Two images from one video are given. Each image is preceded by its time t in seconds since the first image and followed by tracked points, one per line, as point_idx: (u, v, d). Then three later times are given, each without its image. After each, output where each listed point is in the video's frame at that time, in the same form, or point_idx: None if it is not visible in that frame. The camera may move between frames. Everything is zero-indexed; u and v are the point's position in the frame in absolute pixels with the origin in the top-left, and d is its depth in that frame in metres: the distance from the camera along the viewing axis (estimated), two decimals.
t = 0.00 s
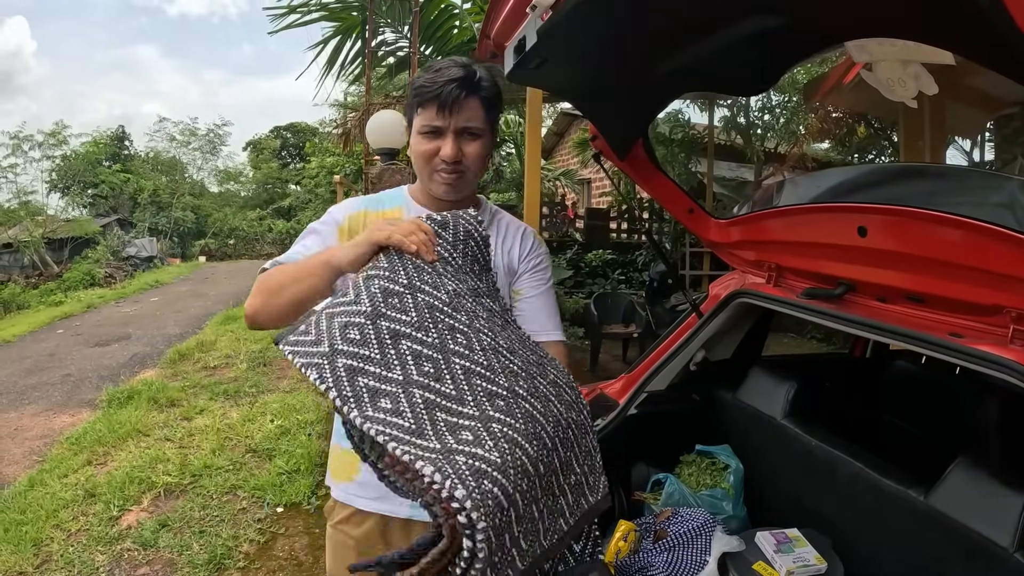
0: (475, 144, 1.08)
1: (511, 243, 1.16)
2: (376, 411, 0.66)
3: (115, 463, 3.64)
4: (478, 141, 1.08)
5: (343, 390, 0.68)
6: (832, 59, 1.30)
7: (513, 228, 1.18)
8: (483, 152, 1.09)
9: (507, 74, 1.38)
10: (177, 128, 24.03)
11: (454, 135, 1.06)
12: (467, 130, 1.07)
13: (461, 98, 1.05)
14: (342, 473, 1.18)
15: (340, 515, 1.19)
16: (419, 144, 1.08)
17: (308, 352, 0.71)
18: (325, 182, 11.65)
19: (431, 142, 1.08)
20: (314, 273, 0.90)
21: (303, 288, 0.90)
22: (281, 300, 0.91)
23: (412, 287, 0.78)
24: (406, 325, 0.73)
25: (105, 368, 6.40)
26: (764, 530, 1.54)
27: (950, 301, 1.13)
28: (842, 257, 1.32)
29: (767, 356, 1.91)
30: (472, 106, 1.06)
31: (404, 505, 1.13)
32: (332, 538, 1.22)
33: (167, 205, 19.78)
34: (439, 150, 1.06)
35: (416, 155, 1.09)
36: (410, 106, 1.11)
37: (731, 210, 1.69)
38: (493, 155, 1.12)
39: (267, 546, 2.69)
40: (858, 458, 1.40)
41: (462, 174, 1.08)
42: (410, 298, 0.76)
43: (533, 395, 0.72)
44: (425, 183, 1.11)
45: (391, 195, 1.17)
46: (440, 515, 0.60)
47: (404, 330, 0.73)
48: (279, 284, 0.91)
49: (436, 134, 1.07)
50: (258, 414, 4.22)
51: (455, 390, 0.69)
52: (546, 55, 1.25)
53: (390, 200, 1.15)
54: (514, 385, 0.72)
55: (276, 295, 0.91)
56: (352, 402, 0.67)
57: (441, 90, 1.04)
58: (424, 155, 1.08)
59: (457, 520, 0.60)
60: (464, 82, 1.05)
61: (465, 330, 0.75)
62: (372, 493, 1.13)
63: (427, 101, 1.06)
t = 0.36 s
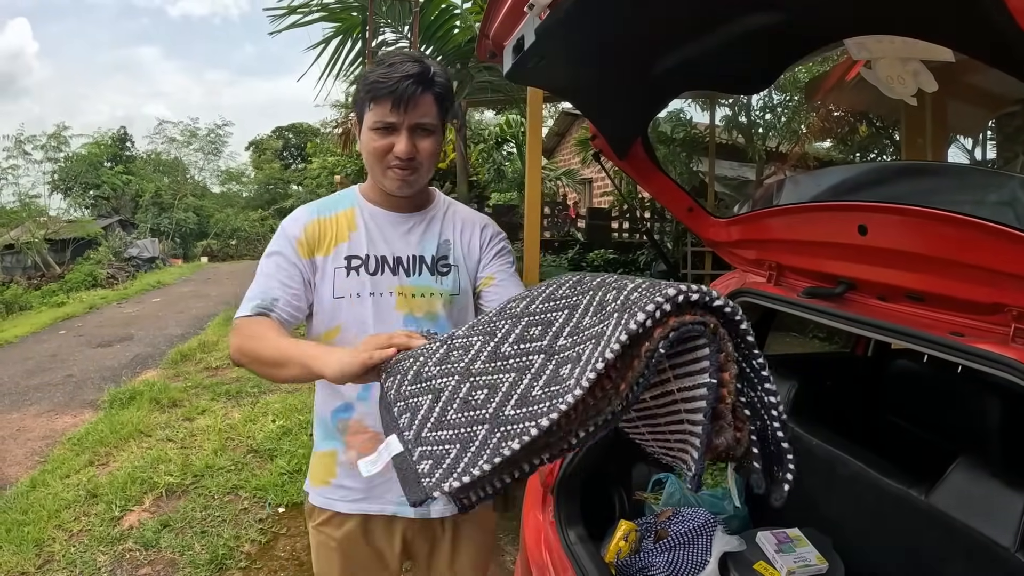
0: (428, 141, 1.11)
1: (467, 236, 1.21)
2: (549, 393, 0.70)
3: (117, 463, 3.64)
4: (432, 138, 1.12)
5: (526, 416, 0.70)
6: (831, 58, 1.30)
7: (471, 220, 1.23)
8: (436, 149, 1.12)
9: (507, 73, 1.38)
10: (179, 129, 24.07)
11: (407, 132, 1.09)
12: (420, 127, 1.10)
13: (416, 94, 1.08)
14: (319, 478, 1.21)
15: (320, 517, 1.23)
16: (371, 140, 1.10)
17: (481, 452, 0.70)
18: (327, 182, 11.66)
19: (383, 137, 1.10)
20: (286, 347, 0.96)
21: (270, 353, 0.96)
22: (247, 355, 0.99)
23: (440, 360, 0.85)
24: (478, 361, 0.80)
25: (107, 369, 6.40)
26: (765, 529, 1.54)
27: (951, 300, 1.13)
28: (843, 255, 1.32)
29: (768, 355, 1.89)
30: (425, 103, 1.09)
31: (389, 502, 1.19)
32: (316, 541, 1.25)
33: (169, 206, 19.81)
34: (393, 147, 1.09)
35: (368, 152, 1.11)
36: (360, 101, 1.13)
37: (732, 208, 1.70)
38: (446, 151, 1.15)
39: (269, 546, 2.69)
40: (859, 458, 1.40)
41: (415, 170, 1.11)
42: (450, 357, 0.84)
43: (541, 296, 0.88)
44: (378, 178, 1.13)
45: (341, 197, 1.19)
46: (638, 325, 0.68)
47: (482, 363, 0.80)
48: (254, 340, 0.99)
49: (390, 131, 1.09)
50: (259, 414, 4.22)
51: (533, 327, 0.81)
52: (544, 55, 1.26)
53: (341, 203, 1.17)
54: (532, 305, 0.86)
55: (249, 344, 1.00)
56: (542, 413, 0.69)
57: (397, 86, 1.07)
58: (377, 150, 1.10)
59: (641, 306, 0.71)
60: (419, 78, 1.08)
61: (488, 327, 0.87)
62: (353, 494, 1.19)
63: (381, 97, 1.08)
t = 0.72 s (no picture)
0: (410, 139, 1.14)
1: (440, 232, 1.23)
2: (656, 289, 0.83)
3: (119, 463, 3.65)
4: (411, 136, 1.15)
5: (660, 339, 0.81)
6: (831, 58, 1.30)
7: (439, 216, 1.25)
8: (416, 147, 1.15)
9: (507, 73, 1.38)
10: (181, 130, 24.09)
11: (393, 132, 1.09)
12: (403, 126, 1.11)
13: (402, 93, 1.09)
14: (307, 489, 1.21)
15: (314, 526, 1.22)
16: (354, 142, 1.08)
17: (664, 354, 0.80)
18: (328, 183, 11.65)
19: (367, 137, 1.08)
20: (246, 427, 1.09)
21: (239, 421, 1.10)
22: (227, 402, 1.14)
23: (571, 359, 0.92)
24: (595, 335, 0.90)
25: (110, 369, 6.41)
26: (766, 529, 1.54)
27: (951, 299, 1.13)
28: (845, 254, 1.32)
29: (768, 355, 1.87)
30: (407, 101, 1.11)
31: (386, 503, 1.21)
32: (312, 545, 1.26)
33: (171, 206, 19.82)
34: (381, 147, 1.08)
35: (350, 154, 1.09)
36: (333, 99, 1.09)
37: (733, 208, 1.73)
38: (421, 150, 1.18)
39: (271, 546, 2.69)
40: (861, 457, 1.39)
41: (401, 169, 1.12)
42: (572, 353, 0.93)
43: (562, 285, 1.03)
44: (359, 180, 1.11)
45: (302, 202, 1.18)
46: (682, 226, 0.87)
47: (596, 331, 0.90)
48: (228, 401, 1.12)
49: (376, 131, 1.08)
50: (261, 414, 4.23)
51: (600, 285, 0.94)
52: (544, 56, 1.26)
53: (301, 212, 1.17)
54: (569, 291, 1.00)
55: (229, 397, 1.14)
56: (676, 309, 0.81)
57: (385, 85, 1.06)
58: (363, 151, 1.08)
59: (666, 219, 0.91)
60: (404, 77, 1.09)
61: (566, 320, 0.97)
62: (349, 501, 1.19)
63: (367, 96, 1.06)
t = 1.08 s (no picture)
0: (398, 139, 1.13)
1: (423, 232, 1.25)
2: (648, 321, 0.94)
3: (120, 463, 3.65)
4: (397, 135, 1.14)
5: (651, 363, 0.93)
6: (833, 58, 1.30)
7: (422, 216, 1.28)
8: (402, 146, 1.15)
9: (508, 73, 1.38)
10: (182, 130, 24.11)
11: (382, 133, 1.09)
12: (390, 126, 1.11)
13: (388, 94, 1.08)
14: (303, 499, 1.19)
15: (311, 534, 1.21)
16: (344, 147, 1.06)
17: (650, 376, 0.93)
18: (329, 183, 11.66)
19: (356, 142, 1.07)
20: (255, 416, 1.01)
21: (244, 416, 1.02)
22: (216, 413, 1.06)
23: (558, 369, 1.00)
24: (584, 351, 0.98)
25: (111, 369, 6.42)
26: (767, 529, 1.54)
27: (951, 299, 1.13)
28: (844, 254, 1.33)
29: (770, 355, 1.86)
30: (393, 101, 1.10)
31: (385, 508, 1.20)
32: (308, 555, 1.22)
33: (172, 207, 19.83)
34: (372, 151, 1.08)
35: (341, 160, 1.07)
36: (315, 104, 1.06)
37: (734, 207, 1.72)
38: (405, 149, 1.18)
39: (273, 546, 2.69)
40: (862, 458, 1.39)
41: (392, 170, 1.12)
42: (558, 359, 1.00)
43: (541, 293, 1.08)
44: (351, 184, 1.10)
45: (280, 207, 1.16)
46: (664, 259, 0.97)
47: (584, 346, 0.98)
48: (226, 396, 1.04)
49: (365, 135, 1.07)
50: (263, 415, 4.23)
51: (585, 304, 1.00)
52: (545, 56, 1.26)
53: (281, 217, 1.14)
54: (549, 301, 1.05)
55: (222, 398, 1.05)
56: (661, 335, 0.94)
57: (371, 87, 1.05)
58: (353, 156, 1.07)
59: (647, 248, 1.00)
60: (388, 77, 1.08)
61: (551, 329, 1.03)
62: (348, 508, 1.18)
63: (354, 100, 1.04)
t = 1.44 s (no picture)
0: (397, 139, 1.13)
1: (428, 229, 1.30)
2: (610, 306, 0.91)
3: (122, 463, 3.66)
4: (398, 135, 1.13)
5: (618, 349, 0.88)
6: (834, 58, 1.30)
7: (422, 210, 1.33)
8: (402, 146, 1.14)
9: (512, 73, 1.37)
10: (183, 130, 24.11)
11: (379, 136, 1.08)
12: (388, 128, 1.10)
13: (383, 96, 1.07)
14: (324, 501, 1.16)
15: (328, 536, 1.19)
16: (342, 152, 1.07)
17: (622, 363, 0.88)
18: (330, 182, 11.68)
19: (354, 146, 1.07)
20: (449, 356, 1.01)
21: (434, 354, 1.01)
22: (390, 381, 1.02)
23: (539, 372, 0.99)
24: (558, 350, 0.96)
25: (112, 369, 6.42)
26: (768, 529, 1.54)
27: (953, 300, 1.14)
28: (844, 254, 1.34)
29: (771, 356, 1.87)
30: (390, 101, 1.09)
31: (405, 501, 1.21)
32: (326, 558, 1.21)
33: (173, 207, 19.84)
34: (370, 155, 1.08)
35: (341, 165, 1.08)
36: (311, 111, 1.06)
37: (734, 208, 1.71)
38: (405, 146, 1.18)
39: (274, 546, 2.70)
40: (862, 458, 1.40)
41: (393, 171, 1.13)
42: (536, 361, 1.01)
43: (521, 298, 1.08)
44: (353, 186, 1.11)
45: (295, 204, 1.13)
46: (620, 239, 0.94)
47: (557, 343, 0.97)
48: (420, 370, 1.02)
49: (362, 139, 1.07)
50: (264, 415, 4.24)
51: (559, 302, 1.00)
52: (545, 56, 1.26)
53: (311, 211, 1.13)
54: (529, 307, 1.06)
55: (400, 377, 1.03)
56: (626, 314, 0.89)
57: (364, 93, 1.04)
58: (352, 160, 1.07)
59: (606, 227, 0.98)
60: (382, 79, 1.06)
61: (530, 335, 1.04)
62: (370, 505, 1.17)
63: (348, 107, 1.04)
